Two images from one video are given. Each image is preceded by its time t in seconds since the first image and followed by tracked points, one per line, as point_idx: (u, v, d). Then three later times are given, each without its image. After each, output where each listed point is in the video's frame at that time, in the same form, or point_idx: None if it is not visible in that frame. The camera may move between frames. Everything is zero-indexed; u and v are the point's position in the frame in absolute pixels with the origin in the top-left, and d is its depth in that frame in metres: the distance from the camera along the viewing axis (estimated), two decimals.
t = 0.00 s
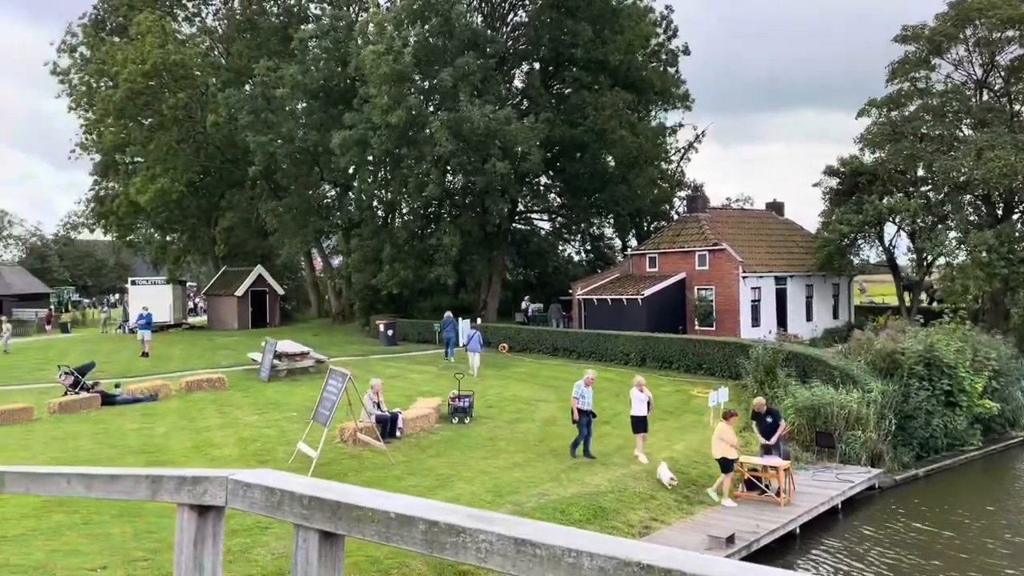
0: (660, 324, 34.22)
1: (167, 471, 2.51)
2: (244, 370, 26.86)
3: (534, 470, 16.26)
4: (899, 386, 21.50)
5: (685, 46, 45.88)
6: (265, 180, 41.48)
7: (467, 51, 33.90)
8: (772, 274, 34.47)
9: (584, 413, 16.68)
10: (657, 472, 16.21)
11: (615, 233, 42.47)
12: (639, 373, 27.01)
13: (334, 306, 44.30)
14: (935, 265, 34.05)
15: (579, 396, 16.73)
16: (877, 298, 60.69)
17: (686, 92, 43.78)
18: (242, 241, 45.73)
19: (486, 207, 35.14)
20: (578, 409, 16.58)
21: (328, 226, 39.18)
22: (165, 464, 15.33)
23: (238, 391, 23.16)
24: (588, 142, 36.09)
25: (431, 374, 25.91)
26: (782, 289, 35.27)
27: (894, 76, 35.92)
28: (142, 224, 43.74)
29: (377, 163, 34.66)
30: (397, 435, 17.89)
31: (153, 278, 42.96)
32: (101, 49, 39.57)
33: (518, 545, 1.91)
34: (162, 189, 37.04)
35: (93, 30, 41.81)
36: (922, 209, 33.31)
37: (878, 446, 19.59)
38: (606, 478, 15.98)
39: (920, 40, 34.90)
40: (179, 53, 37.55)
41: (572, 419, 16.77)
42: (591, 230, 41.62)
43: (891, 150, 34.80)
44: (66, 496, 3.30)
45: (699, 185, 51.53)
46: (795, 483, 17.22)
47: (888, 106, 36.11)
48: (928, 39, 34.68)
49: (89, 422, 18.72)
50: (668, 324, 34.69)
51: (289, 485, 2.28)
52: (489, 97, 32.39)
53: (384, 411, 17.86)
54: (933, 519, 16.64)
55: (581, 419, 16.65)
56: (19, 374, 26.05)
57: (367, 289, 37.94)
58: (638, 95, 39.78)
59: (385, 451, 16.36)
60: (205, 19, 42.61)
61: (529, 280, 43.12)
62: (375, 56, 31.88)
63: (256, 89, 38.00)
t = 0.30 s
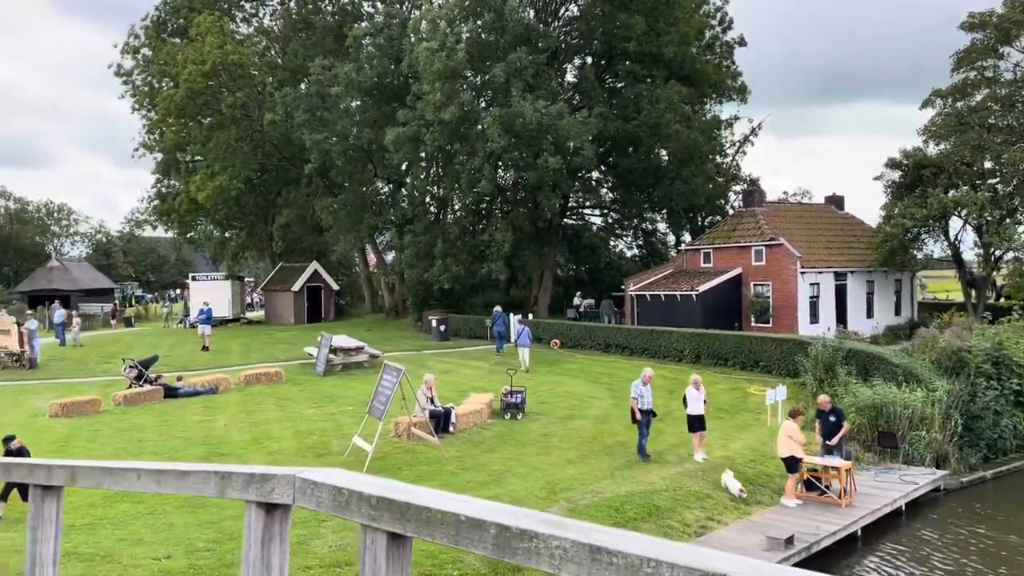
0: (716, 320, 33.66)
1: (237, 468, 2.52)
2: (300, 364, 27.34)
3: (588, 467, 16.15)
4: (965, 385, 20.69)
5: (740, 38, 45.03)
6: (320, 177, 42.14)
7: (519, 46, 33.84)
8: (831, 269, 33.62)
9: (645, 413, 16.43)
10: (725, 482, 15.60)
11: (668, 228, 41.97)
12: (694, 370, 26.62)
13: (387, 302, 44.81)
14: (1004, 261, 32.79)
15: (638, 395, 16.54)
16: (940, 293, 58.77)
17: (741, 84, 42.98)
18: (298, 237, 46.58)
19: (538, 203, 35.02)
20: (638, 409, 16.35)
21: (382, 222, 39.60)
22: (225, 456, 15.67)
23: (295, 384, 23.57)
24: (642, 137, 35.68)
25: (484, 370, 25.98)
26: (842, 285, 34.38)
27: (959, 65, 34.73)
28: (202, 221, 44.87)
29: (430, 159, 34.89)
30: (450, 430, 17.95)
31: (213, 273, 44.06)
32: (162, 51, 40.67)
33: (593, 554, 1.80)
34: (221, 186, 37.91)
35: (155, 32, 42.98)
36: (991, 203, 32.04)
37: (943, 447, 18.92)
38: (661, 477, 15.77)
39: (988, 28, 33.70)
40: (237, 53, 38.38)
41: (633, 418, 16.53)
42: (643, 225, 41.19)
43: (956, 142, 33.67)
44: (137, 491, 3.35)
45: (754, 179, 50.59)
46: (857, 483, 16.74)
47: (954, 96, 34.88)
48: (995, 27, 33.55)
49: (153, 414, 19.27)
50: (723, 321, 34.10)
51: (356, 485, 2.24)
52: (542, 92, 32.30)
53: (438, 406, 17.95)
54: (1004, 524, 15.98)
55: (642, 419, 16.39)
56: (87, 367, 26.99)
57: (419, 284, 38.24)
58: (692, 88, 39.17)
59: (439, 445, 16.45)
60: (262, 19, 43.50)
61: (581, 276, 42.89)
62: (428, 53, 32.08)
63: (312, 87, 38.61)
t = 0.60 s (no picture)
0: (771, 318, 32.98)
1: (301, 467, 2.50)
2: (352, 359, 27.69)
3: (641, 465, 15.97)
4: None
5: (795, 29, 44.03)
6: (371, 174, 42.58)
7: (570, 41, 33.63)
8: (891, 265, 32.71)
9: (703, 413, 16.16)
10: (793, 491, 15.13)
11: (720, 224, 41.31)
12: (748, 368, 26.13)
13: (437, 298, 45.09)
14: None
15: (697, 395, 16.27)
16: (1006, 290, 56.69)
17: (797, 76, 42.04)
18: (350, 234, 47.17)
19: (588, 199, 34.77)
20: (696, 409, 16.09)
21: (432, 219, 39.82)
22: (280, 450, 15.92)
23: (347, 379, 23.86)
24: (694, 131, 35.14)
25: (534, 366, 25.93)
26: (902, 281, 33.40)
27: None
28: (256, 219, 45.76)
29: (480, 156, 34.95)
30: (501, 426, 17.94)
31: (268, 270, 44.94)
32: (218, 52, 41.57)
33: (671, 564, 1.71)
34: (275, 184, 38.61)
35: (211, 33, 43.91)
36: None
37: (1010, 449, 18.20)
38: (716, 476, 15.50)
39: None
40: (291, 52, 39.00)
41: (691, 419, 16.26)
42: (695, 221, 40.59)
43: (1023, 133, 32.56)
44: (200, 487, 3.36)
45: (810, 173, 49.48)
46: (919, 486, 16.22)
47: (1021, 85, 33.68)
48: None
49: (211, 408, 19.69)
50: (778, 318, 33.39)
51: (422, 486, 2.19)
52: (592, 87, 32.05)
53: (488, 402, 17.94)
54: None
55: (700, 419, 16.12)
56: (148, 361, 27.77)
57: (469, 281, 38.35)
58: (746, 81, 38.43)
59: (490, 442, 16.44)
60: (314, 19, 44.10)
61: (631, 272, 42.54)
62: (479, 49, 32.13)
63: (364, 86, 39.01)
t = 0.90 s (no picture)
0: (824, 316, 32.23)
1: (362, 465, 2.46)
2: (399, 356, 27.91)
3: (691, 465, 15.74)
4: None
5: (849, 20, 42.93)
6: (418, 172, 42.86)
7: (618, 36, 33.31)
8: (950, 262, 31.71)
9: (760, 414, 15.82)
10: (859, 499, 14.61)
11: (771, 220, 40.52)
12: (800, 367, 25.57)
13: (483, 295, 45.18)
14: None
15: (754, 395, 15.96)
16: None
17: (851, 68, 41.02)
18: (397, 232, 47.57)
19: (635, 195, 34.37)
20: (752, 410, 15.75)
21: (479, 217, 39.87)
22: (330, 445, 16.12)
23: (395, 376, 24.05)
24: (745, 125, 34.51)
25: (581, 363, 25.79)
26: (961, 279, 32.34)
27: None
28: (306, 217, 46.46)
29: (527, 153, 34.91)
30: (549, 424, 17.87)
31: (317, 267, 45.60)
32: (269, 53, 42.33)
33: (757, 573, 1.60)
34: (324, 183, 39.16)
35: (261, 35, 44.70)
36: None
37: None
38: (769, 477, 15.19)
39: None
40: (339, 52, 39.51)
41: (747, 420, 15.93)
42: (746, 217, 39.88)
43: None
44: (259, 483, 3.36)
45: (865, 168, 48.22)
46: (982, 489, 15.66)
47: None
48: None
49: (263, 403, 20.05)
50: (831, 316, 32.61)
51: (487, 486, 2.12)
52: (640, 82, 31.71)
53: (536, 399, 17.90)
54: None
55: (756, 421, 15.78)
56: (202, 357, 28.42)
57: (514, 278, 38.32)
58: (798, 74, 37.60)
59: (537, 439, 16.39)
60: (362, 19, 44.52)
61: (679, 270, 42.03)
62: (526, 46, 32.07)
63: (411, 84, 39.26)
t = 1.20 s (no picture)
0: (873, 314, 31.49)
1: (420, 463, 2.43)
2: (442, 353, 28.03)
3: (738, 465, 15.49)
4: None
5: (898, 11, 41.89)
6: (459, 170, 43.03)
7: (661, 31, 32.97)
8: (1005, 259, 30.81)
9: (817, 415, 15.48)
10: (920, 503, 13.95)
11: (818, 216, 39.76)
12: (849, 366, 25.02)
13: (524, 293, 45.18)
14: None
15: (811, 396, 15.60)
16: None
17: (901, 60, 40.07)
18: (439, 229, 47.80)
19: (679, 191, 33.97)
20: (809, 411, 15.44)
21: (520, 214, 39.85)
22: (375, 440, 16.24)
23: (438, 373, 24.15)
24: (791, 119, 33.91)
25: (623, 361, 25.59)
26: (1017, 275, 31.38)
27: None
28: (348, 215, 46.93)
29: (569, 150, 34.83)
30: (592, 422, 17.76)
31: (359, 264, 46.06)
32: (313, 53, 42.87)
33: None
34: (367, 181, 39.54)
35: (305, 35, 45.25)
36: None
37: None
38: (818, 478, 14.87)
39: None
40: (382, 51, 39.88)
41: (805, 421, 15.55)
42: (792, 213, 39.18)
43: None
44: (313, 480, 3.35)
45: (915, 162, 47.01)
46: None
47: None
48: None
49: (308, 399, 20.29)
50: (881, 315, 31.85)
51: (550, 486, 2.06)
52: (684, 77, 31.34)
53: (579, 398, 17.81)
54: None
55: (813, 421, 15.43)
56: (248, 352, 28.94)
57: (556, 275, 38.22)
58: (847, 66, 36.80)
59: (581, 438, 16.31)
60: (404, 19, 44.80)
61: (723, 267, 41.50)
62: (568, 42, 31.95)
63: (453, 82, 39.40)
